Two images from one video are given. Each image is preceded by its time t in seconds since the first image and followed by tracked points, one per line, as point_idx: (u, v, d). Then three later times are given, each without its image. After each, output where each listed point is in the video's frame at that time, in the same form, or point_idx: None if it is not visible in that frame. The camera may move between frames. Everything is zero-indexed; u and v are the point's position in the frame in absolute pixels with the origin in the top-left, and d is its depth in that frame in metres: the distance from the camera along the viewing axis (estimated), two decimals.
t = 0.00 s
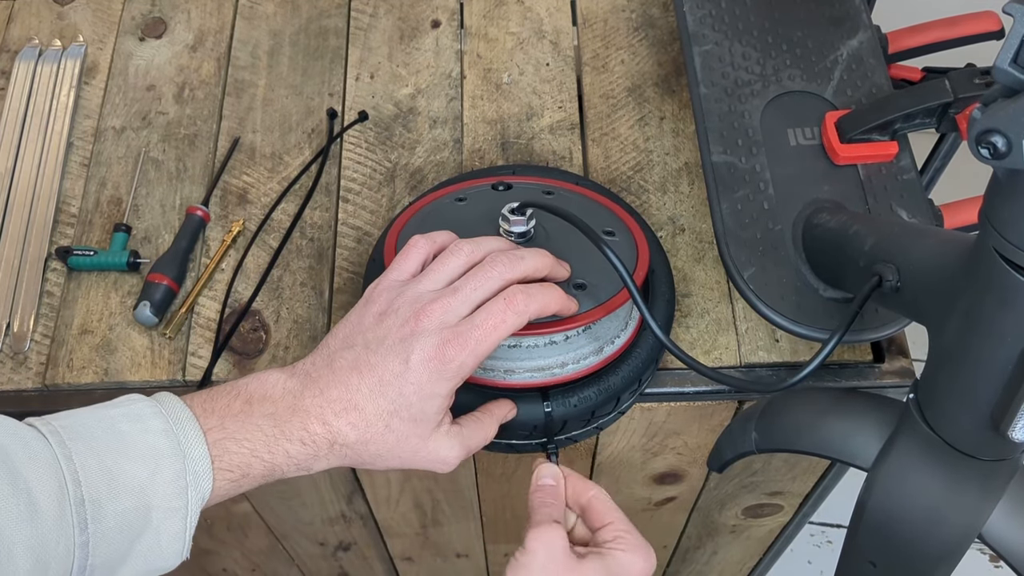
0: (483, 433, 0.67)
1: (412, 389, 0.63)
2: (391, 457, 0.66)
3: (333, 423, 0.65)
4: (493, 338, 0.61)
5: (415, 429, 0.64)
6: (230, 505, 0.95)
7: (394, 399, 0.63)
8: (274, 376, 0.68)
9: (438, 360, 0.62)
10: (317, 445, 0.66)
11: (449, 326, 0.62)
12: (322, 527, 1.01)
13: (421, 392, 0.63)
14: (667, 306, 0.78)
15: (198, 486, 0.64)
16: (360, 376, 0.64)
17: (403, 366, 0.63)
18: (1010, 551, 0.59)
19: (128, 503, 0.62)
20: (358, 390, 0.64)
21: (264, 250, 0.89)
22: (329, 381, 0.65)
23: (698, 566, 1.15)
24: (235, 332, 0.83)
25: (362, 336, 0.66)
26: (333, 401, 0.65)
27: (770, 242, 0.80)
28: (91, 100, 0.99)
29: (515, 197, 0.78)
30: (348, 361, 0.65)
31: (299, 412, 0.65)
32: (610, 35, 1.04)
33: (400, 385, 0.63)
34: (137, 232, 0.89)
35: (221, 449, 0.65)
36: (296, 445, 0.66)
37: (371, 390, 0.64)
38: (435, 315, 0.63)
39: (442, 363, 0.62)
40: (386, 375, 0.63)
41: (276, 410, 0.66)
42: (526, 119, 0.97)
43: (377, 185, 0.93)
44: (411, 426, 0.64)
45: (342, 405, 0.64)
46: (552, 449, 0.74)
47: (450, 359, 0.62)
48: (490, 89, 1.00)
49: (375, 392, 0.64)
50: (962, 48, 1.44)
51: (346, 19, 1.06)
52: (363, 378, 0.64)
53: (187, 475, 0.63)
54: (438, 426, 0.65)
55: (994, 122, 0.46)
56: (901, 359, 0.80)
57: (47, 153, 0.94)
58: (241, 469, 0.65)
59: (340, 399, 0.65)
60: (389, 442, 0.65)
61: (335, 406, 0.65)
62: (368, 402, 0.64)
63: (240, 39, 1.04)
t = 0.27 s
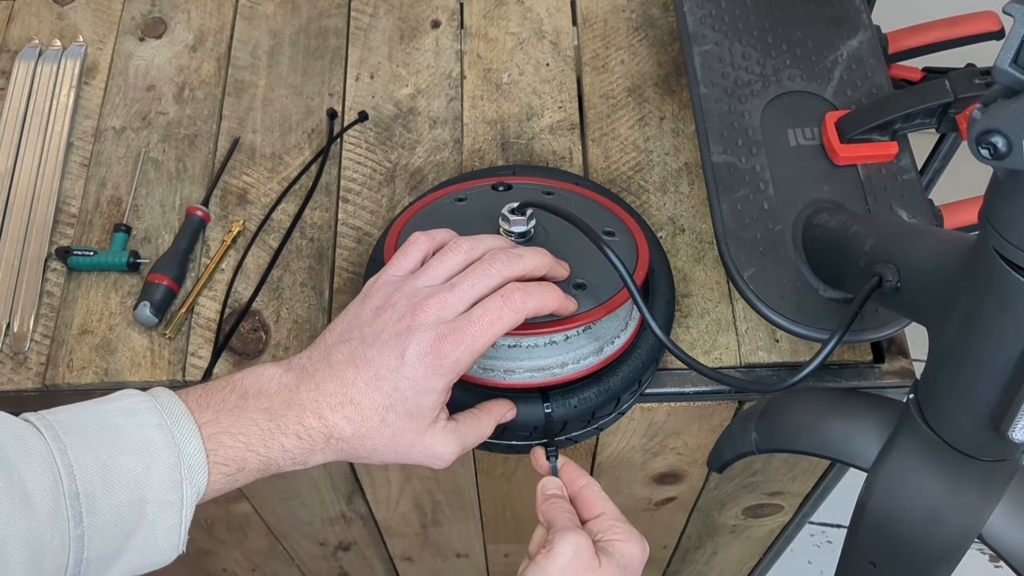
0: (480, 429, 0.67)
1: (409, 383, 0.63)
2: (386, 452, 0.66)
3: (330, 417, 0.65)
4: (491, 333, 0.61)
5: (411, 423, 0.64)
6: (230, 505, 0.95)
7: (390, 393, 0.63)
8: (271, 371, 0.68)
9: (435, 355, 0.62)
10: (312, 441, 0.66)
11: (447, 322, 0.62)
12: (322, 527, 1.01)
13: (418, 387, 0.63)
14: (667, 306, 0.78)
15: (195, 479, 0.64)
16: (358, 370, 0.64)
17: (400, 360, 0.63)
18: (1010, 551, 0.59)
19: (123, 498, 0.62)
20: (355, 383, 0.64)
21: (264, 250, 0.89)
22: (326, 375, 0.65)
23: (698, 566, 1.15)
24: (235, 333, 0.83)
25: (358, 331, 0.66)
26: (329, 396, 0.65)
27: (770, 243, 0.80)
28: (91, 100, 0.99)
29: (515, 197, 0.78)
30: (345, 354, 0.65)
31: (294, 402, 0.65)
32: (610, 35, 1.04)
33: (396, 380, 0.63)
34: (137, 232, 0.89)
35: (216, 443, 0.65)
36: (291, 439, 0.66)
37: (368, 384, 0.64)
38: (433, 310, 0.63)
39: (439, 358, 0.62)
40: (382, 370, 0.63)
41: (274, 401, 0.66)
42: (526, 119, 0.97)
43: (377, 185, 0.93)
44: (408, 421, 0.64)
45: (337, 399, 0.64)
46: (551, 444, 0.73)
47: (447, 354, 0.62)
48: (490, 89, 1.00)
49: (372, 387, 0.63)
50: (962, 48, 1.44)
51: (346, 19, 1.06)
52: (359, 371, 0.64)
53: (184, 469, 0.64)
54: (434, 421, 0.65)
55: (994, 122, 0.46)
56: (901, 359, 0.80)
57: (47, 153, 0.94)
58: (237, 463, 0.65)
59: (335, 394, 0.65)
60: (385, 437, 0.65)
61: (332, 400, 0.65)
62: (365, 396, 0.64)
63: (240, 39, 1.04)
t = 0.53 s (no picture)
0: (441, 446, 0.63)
1: (353, 408, 0.61)
2: (337, 482, 0.63)
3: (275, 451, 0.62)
4: (446, 348, 0.60)
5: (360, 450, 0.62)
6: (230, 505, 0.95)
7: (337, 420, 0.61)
8: (218, 402, 0.66)
9: (382, 377, 0.61)
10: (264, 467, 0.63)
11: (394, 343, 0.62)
12: (322, 527, 1.01)
13: (368, 413, 0.61)
14: (667, 305, 0.78)
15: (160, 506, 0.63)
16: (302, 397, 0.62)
17: (346, 385, 0.61)
18: (1010, 551, 0.59)
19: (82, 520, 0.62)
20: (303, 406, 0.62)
21: (264, 250, 0.89)
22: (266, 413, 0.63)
23: (698, 566, 1.15)
24: (236, 333, 0.83)
25: (302, 371, 0.64)
26: (273, 427, 0.62)
27: (770, 242, 0.80)
28: (91, 100, 0.99)
29: (515, 195, 0.78)
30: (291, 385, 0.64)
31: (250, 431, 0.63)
32: (610, 35, 1.04)
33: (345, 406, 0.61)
34: (137, 232, 0.89)
35: (151, 474, 0.64)
36: (230, 471, 0.63)
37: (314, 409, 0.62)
38: (378, 333, 0.62)
39: (385, 379, 0.61)
40: (325, 397, 0.62)
41: (222, 431, 0.64)
42: (526, 119, 0.97)
43: (377, 185, 0.93)
44: (356, 448, 0.62)
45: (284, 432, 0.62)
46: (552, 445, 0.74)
47: (395, 375, 0.60)
48: (490, 90, 1.00)
49: (319, 416, 0.62)
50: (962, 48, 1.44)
51: (345, 19, 1.06)
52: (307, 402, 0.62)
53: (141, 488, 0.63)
54: (385, 446, 0.63)
55: (994, 122, 0.46)
56: (901, 359, 0.80)
57: (47, 154, 0.94)
58: (171, 494, 0.64)
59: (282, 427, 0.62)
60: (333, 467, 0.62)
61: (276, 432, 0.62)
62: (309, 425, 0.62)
63: (240, 39, 1.04)
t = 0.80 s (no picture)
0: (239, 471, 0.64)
1: (109, 526, 0.59)
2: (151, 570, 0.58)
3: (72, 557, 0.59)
4: (172, 475, 0.62)
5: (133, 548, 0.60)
6: (230, 504, 0.95)
7: (78, 537, 0.59)
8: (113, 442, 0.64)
9: (113, 484, 0.61)
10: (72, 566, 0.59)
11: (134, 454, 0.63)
12: (322, 527, 1.01)
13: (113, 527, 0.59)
14: (668, 305, 0.78)
15: None
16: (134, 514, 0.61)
17: (81, 495, 0.61)
18: (1010, 550, 0.59)
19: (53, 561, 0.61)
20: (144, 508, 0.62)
21: (264, 250, 0.89)
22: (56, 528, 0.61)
23: (698, 566, 1.15)
24: (236, 333, 0.83)
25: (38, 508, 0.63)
26: (109, 503, 0.60)
27: (770, 242, 0.80)
28: (91, 100, 0.99)
29: (515, 194, 0.78)
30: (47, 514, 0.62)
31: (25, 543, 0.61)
32: (610, 35, 1.04)
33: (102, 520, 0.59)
34: (137, 231, 0.89)
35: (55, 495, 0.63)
36: (75, 531, 0.60)
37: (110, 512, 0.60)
38: (100, 448, 0.64)
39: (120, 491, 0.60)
40: (64, 513, 0.61)
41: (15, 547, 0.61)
42: (526, 119, 0.97)
43: (377, 185, 0.93)
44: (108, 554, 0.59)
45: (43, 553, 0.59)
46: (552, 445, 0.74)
47: (121, 485, 0.61)
48: (490, 89, 1.00)
49: (90, 493, 0.61)
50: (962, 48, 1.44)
51: (345, 19, 1.06)
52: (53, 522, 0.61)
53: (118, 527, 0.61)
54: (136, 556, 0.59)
55: (994, 122, 0.46)
56: (901, 358, 0.80)
57: (47, 153, 0.94)
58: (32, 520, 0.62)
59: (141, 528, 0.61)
60: None
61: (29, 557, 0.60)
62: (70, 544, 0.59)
63: (240, 39, 1.04)
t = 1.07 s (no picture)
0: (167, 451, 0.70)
1: (95, 432, 0.66)
2: (116, 488, 0.68)
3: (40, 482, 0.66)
4: (155, 393, 0.67)
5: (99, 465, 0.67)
6: (231, 504, 0.95)
7: (64, 440, 0.66)
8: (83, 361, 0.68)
9: (103, 399, 0.66)
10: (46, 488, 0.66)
11: (121, 374, 0.68)
12: (322, 527, 1.01)
13: (95, 437, 0.66)
14: (668, 305, 0.78)
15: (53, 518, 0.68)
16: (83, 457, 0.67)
17: (72, 404, 0.66)
18: (1010, 550, 0.59)
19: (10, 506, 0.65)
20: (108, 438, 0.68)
21: (263, 250, 0.89)
22: (23, 435, 0.66)
23: (698, 566, 1.15)
24: (236, 333, 0.83)
25: (15, 417, 0.68)
26: (88, 415, 0.66)
27: (770, 242, 0.80)
28: (90, 100, 0.99)
29: (515, 194, 0.78)
30: (25, 419, 0.67)
31: None
32: (610, 35, 1.04)
33: (73, 429, 0.66)
34: (137, 231, 0.89)
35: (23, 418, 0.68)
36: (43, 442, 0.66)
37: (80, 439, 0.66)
38: (84, 364, 0.68)
39: (109, 406, 0.66)
40: (54, 416, 0.66)
41: None
42: (526, 119, 0.97)
43: (377, 185, 0.93)
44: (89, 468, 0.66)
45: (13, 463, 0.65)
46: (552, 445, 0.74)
47: (113, 399, 0.66)
48: (490, 89, 1.00)
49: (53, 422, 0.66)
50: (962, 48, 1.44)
51: (345, 19, 1.06)
52: (32, 432, 0.66)
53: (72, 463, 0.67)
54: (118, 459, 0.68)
55: (994, 122, 0.46)
56: (901, 358, 0.80)
57: (47, 153, 0.94)
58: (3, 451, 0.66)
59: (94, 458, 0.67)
60: (63, 487, 0.66)
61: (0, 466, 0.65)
62: (43, 454, 0.65)
63: (240, 39, 1.04)
